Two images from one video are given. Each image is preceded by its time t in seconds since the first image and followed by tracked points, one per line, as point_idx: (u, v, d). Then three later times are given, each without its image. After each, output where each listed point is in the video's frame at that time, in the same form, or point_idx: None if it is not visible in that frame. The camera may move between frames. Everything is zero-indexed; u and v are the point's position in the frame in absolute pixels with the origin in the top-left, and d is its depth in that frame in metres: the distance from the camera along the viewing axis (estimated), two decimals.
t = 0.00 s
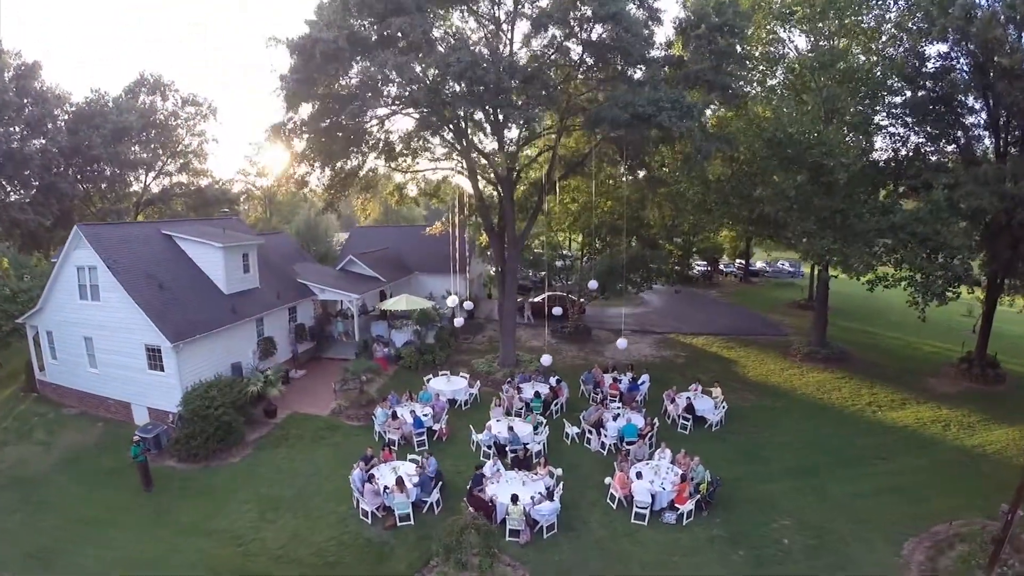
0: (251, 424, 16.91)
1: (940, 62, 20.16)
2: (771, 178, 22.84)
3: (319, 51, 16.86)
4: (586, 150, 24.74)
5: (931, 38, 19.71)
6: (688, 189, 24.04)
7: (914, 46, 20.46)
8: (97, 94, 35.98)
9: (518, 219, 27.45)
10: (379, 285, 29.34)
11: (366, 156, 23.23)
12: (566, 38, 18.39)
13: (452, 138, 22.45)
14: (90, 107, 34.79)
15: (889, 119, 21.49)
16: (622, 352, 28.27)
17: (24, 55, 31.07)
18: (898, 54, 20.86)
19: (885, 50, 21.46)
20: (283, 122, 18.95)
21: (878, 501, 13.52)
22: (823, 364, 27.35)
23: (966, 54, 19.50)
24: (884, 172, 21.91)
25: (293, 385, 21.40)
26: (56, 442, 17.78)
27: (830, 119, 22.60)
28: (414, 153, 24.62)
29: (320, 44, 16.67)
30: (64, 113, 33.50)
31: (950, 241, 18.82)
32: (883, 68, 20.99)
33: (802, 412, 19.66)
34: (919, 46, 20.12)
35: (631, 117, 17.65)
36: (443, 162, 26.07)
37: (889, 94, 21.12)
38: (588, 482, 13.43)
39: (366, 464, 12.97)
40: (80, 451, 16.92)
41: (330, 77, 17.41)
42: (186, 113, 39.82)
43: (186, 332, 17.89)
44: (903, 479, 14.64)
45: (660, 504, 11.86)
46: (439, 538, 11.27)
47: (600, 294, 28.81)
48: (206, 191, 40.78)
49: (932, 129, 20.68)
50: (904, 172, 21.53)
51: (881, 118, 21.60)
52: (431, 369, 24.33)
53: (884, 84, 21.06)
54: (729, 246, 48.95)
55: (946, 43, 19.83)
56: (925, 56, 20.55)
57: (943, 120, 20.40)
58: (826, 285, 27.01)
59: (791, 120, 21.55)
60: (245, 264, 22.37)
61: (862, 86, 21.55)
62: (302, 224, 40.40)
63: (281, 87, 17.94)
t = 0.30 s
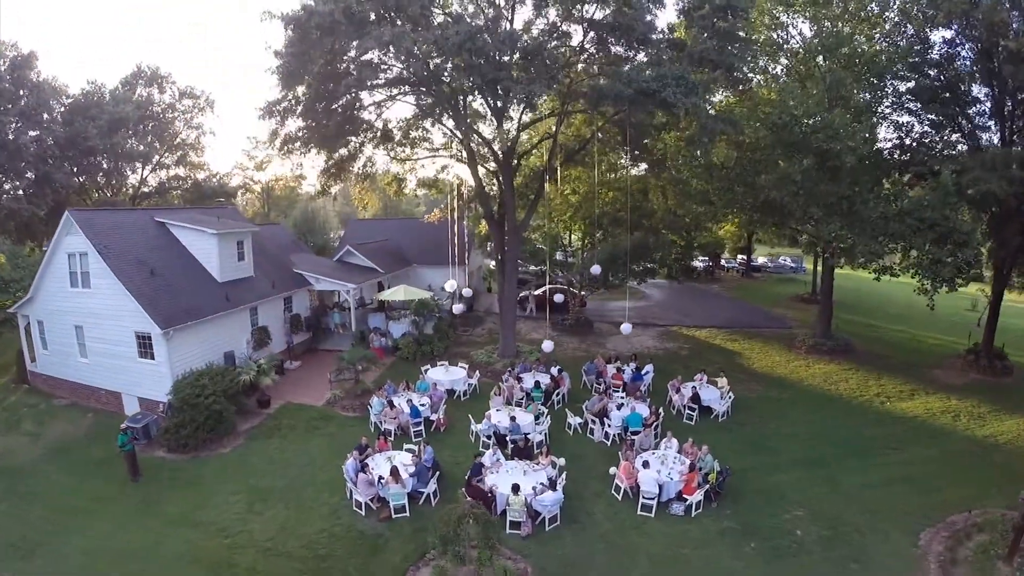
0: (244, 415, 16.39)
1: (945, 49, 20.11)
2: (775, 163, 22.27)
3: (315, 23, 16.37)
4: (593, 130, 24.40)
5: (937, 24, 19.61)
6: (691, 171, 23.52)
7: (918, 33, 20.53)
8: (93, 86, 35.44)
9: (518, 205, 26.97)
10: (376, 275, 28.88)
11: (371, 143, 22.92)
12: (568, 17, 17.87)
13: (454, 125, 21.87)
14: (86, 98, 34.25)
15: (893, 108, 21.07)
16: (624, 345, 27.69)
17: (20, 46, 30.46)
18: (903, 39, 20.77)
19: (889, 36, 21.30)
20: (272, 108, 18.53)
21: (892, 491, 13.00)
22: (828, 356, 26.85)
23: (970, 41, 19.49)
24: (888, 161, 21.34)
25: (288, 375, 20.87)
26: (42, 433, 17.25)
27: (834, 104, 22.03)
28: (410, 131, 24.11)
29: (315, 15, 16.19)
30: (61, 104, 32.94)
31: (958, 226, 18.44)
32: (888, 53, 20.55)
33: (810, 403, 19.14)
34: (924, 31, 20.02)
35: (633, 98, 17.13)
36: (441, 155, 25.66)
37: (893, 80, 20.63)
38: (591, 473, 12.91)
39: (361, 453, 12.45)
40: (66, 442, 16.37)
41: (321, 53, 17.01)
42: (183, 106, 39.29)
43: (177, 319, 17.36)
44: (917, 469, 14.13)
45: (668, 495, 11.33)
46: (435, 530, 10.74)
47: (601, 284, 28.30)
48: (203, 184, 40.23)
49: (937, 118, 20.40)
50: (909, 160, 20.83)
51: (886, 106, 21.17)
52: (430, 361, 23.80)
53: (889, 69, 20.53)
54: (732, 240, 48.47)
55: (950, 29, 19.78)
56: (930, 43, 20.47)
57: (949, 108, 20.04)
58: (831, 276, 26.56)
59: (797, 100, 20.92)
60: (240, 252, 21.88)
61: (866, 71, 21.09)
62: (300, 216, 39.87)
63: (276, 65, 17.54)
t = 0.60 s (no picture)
0: (237, 403, 15.94)
1: (950, 34, 19.45)
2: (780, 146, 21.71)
3: None
4: (594, 114, 23.98)
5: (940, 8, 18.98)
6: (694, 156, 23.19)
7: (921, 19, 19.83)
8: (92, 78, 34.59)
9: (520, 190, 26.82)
10: (375, 265, 28.41)
11: (373, 133, 22.22)
12: None
13: (456, 108, 21.48)
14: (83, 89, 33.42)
15: (897, 95, 20.38)
16: (627, 335, 27.21)
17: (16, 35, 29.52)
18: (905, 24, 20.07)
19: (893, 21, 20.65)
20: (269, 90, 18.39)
21: (905, 478, 12.53)
22: (834, 347, 26.40)
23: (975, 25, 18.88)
24: (892, 149, 20.67)
25: (283, 365, 20.41)
26: (30, 421, 16.77)
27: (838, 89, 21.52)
28: (408, 122, 23.74)
29: None
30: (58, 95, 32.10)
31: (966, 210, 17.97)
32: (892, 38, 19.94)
33: (818, 392, 18.65)
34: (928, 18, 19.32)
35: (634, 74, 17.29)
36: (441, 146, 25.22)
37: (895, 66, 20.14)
38: (595, 460, 12.45)
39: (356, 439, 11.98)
40: (54, 431, 15.91)
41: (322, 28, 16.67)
42: (182, 99, 38.46)
43: (170, 304, 16.89)
44: (930, 457, 13.67)
45: (676, 481, 10.88)
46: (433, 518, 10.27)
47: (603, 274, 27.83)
48: (201, 177, 39.70)
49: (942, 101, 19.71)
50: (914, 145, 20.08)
51: (889, 93, 20.51)
52: (429, 351, 23.33)
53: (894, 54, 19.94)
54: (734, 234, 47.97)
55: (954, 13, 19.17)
56: (933, 29, 19.76)
57: (953, 91, 19.45)
58: (836, 265, 26.10)
59: (802, 83, 20.52)
60: (235, 238, 21.47)
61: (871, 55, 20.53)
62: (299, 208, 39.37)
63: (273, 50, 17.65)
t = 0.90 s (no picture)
0: (231, 389, 15.53)
1: (953, 19, 19.12)
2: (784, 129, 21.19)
3: None
4: (595, 94, 23.58)
5: None
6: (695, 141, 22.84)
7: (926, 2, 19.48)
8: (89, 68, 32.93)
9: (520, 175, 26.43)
10: (373, 254, 27.93)
11: (372, 122, 21.78)
12: None
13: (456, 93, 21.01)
14: (80, 81, 31.83)
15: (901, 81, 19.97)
16: (630, 325, 26.73)
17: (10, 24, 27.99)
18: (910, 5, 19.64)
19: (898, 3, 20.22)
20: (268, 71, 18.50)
21: (920, 463, 12.08)
22: (838, 336, 25.97)
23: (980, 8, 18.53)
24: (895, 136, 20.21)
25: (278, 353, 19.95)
26: (20, 408, 16.34)
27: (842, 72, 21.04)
28: (406, 110, 23.42)
29: None
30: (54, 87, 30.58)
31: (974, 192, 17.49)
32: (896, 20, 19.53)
33: (826, 379, 18.18)
34: None
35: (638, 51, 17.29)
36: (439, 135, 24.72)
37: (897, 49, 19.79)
38: (599, 445, 11.99)
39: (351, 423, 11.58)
40: (41, 417, 15.43)
41: None
42: (181, 90, 36.63)
43: (163, 286, 16.46)
44: (944, 442, 13.21)
45: (684, 466, 10.44)
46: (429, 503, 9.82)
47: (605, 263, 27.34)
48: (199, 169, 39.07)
49: (945, 85, 19.32)
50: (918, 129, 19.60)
51: (894, 77, 20.07)
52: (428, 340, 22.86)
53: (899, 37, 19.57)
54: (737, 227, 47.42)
55: None
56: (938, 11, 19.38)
57: (956, 73, 18.96)
58: (840, 254, 25.64)
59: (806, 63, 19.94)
60: (231, 224, 21.06)
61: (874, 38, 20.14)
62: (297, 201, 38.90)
63: (271, 31, 17.82)
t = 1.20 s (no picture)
0: (225, 374, 15.19)
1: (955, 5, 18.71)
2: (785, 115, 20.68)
3: None
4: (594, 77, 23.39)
5: None
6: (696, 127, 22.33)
7: None
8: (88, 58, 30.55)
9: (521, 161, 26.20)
10: (372, 244, 27.58)
11: (371, 111, 21.43)
12: None
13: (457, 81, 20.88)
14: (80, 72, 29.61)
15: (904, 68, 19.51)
16: (632, 315, 26.38)
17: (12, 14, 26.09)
18: None
19: None
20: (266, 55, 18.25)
21: (932, 447, 11.75)
22: (843, 326, 25.61)
23: None
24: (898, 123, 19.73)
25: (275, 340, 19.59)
26: (10, 394, 15.99)
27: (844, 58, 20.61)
28: (406, 100, 23.00)
29: None
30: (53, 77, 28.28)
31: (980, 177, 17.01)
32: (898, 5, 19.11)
33: (832, 366, 17.83)
34: None
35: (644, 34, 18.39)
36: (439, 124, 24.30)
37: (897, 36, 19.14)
38: (602, 429, 11.65)
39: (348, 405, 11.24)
40: (32, 403, 15.12)
41: None
42: (181, 83, 36.19)
43: (157, 269, 16.13)
44: (956, 426, 12.87)
45: (692, 448, 10.07)
46: (426, 486, 9.46)
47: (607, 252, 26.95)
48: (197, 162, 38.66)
49: (947, 73, 18.88)
50: (921, 117, 18.78)
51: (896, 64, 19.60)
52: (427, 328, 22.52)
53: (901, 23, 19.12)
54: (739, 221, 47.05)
55: None
56: None
57: (957, 60, 18.51)
58: (844, 245, 25.24)
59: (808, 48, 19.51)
60: (229, 210, 20.71)
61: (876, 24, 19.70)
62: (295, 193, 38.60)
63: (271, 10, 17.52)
